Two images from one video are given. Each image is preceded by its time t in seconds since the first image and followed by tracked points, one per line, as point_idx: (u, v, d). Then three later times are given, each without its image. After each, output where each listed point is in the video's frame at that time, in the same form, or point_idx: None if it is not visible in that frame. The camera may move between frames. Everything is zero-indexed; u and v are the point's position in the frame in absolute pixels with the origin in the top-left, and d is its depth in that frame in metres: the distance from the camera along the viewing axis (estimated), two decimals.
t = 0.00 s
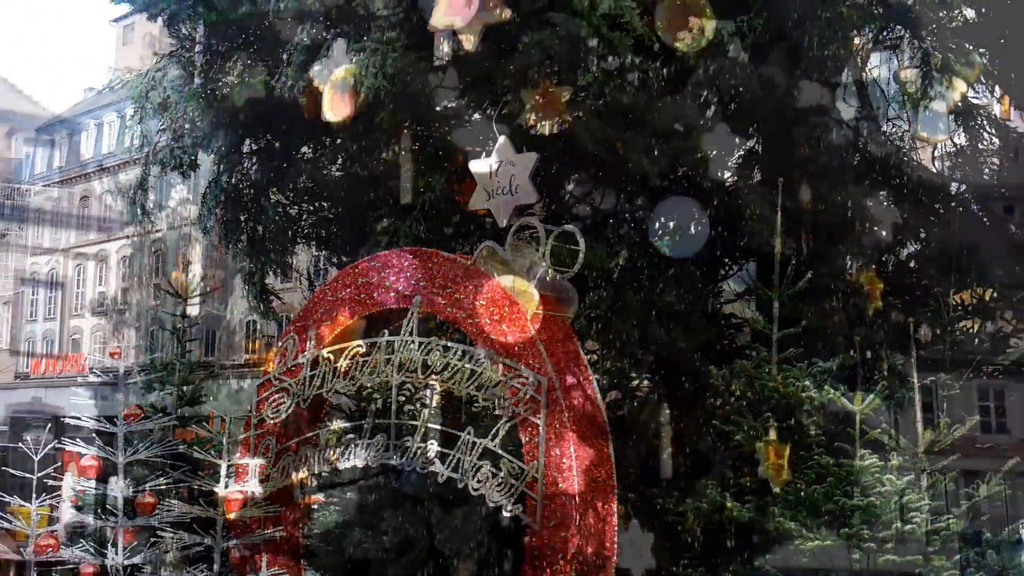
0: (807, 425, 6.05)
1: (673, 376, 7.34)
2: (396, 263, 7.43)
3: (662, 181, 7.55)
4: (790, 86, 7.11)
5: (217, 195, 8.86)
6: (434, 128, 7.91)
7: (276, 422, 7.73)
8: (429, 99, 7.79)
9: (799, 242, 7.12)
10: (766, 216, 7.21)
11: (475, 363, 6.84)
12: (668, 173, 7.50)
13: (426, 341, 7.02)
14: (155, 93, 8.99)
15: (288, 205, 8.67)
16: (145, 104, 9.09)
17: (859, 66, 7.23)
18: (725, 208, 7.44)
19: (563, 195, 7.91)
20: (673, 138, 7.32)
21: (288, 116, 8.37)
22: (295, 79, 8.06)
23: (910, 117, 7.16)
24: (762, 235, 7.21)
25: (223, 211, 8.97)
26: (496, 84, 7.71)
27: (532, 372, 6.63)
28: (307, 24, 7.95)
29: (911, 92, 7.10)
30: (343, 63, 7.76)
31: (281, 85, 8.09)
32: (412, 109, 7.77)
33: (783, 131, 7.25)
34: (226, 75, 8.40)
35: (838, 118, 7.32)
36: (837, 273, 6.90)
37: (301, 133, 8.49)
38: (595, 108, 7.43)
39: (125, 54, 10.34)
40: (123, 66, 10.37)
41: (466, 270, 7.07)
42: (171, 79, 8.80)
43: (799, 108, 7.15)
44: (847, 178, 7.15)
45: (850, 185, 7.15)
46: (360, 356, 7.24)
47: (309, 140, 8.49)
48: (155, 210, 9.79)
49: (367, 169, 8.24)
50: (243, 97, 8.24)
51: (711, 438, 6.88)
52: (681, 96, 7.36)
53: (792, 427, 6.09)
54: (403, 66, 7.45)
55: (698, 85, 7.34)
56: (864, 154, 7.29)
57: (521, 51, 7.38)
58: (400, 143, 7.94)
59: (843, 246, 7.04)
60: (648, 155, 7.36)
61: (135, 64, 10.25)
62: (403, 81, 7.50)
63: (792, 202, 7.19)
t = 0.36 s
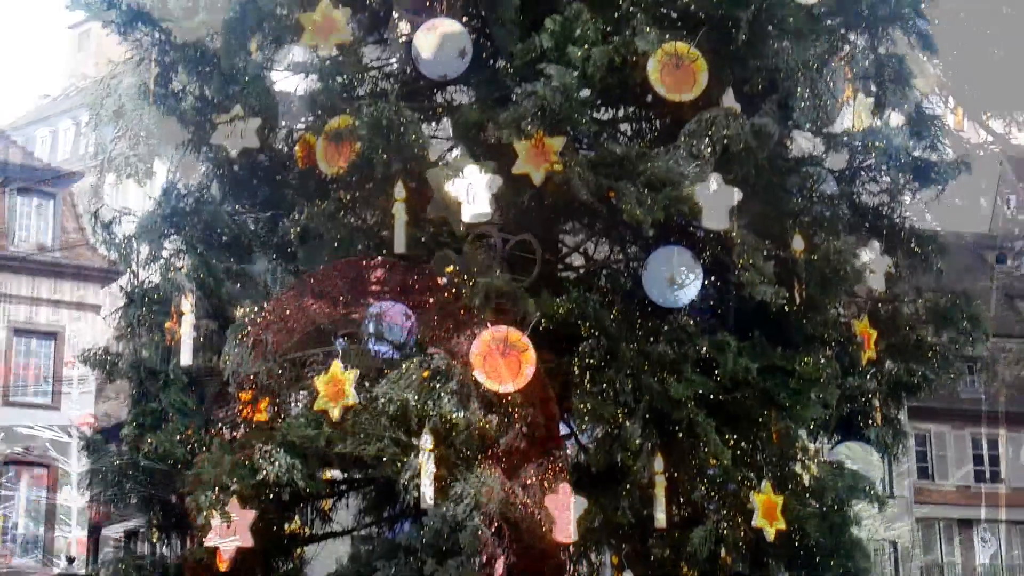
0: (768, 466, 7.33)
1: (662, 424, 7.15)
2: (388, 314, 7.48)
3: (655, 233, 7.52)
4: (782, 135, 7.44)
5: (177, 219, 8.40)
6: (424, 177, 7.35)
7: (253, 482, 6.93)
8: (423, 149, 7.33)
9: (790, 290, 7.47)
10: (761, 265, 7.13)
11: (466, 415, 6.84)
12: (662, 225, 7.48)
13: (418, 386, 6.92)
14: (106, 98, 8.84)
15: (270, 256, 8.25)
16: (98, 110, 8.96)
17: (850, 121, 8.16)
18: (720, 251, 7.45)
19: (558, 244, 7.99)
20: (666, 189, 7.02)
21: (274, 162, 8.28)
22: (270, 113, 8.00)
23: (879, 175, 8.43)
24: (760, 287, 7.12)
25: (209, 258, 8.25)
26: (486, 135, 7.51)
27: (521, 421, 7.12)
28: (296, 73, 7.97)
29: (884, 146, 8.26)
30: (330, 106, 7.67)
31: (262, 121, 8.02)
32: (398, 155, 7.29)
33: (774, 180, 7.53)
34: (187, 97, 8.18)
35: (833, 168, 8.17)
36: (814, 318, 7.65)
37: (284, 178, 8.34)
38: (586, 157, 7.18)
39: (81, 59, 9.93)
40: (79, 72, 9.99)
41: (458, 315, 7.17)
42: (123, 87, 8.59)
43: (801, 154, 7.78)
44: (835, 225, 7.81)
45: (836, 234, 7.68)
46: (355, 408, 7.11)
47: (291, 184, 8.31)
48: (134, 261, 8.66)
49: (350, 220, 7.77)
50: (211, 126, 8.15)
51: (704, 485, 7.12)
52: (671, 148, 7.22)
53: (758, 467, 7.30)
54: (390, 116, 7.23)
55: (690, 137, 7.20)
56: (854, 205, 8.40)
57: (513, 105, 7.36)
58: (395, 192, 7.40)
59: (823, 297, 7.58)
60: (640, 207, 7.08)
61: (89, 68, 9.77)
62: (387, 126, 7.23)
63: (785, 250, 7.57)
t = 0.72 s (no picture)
0: (760, 514, 7.41)
1: (654, 470, 7.13)
2: (380, 362, 7.50)
3: (647, 280, 7.59)
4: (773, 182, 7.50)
5: (169, 265, 7.97)
6: (416, 224, 7.23)
7: (244, 529, 6.81)
8: (415, 198, 7.15)
9: (782, 337, 7.62)
10: (753, 311, 7.19)
11: (457, 462, 6.99)
12: (653, 272, 7.55)
13: (411, 433, 7.05)
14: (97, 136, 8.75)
15: (262, 303, 8.29)
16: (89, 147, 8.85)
17: (842, 166, 8.38)
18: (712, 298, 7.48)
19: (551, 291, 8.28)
20: (658, 235, 7.10)
21: (266, 208, 8.35)
22: (261, 161, 8.01)
23: (869, 223, 8.39)
24: (753, 334, 7.18)
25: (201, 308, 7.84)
26: (479, 182, 7.61)
27: (513, 467, 7.21)
28: (291, 120, 8.30)
29: (874, 194, 8.18)
30: (325, 154, 8.15)
31: (253, 168, 8.01)
32: (390, 203, 7.16)
33: (767, 225, 7.55)
34: (178, 143, 8.26)
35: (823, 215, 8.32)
36: (805, 363, 7.66)
37: (275, 226, 8.39)
38: (579, 206, 7.26)
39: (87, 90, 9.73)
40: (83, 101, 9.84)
41: (451, 362, 7.51)
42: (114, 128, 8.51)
43: (793, 201, 8.02)
44: (831, 272, 7.63)
45: (831, 283, 7.62)
46: (347, 455, 7.13)
47: (283, 231, 8.30)
48: (125, 308, 8.04)
49: (340, 267, 7.52)
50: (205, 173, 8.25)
51: (698, 533, 7.13)
52: (662, 195, 7.23)
53: (751, 514, 7.39)
54: (383, 163, 7.05)
55: (681, 184, 7.21)
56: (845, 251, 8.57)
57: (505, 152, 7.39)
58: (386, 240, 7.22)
59: (814, 344, 7.60)
60: (632, 254, 7.08)
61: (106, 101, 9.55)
62: (378, 173, 7.06)
63: (778, 297, 7.61)
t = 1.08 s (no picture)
0: (755, 558, 7.48)
1: (648, 514, 7.15)
2: (374, 406, 7.59)
3: (640, 324, 7.62)
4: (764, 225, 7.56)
5: (162, 309, 7.98)
6: (408, 269, 7.23)
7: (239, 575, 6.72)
8: (408, 243, 7.14)
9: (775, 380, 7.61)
10: (746, 354, 7.19)
11: (451, 507, 6.86)
12: (646, 316, 7.59)
13: (405, 478, 7.00)
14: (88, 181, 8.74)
15: (255, 348, 8.23)
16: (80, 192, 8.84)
17: (833, 212, 8.37)
18: (705, 342, 7.46)
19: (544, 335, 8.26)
20: (651, 279, 7.13)
21: (259, 253, 8.37)
22: (254, 206, 8.03)
23: (862, 265, 8.54)
24: (746, 378, 7.15)
25: (195, 351, 7.80)
26: (472, 227, 7.60)
27: (506, 512, 7.14)
28: (284, 164, 8.34)
29: (867, 237, 8.37)
30: (317, 199, 8.17)
31: (246, 213, 8.02)
32: (384, 248, 7.15)
33: (759, 269, 7.61)
34: (172, 189, 8.22)
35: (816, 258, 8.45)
36: (799, 408, 7.53)
37: (268, 271, 8.43)
38: (571, 250, 7.25)
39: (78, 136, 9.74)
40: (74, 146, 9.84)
41: (443, 407, 7.47)
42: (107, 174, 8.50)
43: (785, 244, 8.09)
44: (824, 315, 7.68)
45: (823, 325, 7.65)
46: (340, 501, 7.06)
47: (275, 276, 8.35)
48: (117, 353, 7.98)
49: (334, 311, 7.54)
50: (198, 218, 8.24)
51: None
52: (655, 239, 7.29)
53: (745, 558, 7.45)
54: (375, 209, 7.07)
55: (674, 228, 7.26)
56: (837, 295, 8.62)
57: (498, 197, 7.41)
58: (379, 285, 7.23)
59: (808, 387, 7.56)
60: (624, 297, 7.10)
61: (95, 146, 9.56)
62: (371, 220, 7.08)
63: (771, 340, 7.62)
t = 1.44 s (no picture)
0: None
1: (646, 552, 7.09)
2: (371, 444, 7.49)
3: (637, 360, 7.62)
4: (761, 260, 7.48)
5: (159, 348, 7.80)
6: (405, 305, 7.19)
7: None
8: (405, 280, 7.11)
9: (772, 415, 7.63)
10: (743, 390, 7.12)
11: (448, 544, 6.77)
12: (644, 352, 7.58)
13: (402, 516, 6.90)
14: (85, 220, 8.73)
15: (251, 386, 8.17)
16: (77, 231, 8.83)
17: (830, 246, 8.33)
18: (702, 377, 7.46)
19: (542, 372, 8.25)
20: (647, 315, 7.11)
21: (256, 290, 8.36)
22: (250, 244, 8.03)
23: (859, 300, 8.56)
24: (743, 414, 7.11)
25: (191, 390, 7.71)
26: (468, 264, 7.58)
27: (504, 550, 7.05)
28: (280, 203, 8.36)
29: (863, 271, 8.36)
30: (314, 237, 8.22)
31: (242, 251, 8.02)
32: (380, 285, 7.12)
33: (756, 304, 7.45)
34: (168, 228, 8.19)
35: (812, 292, 8.46)
36: (797, 443, 7.50)
37: (265, 309, 8.38)
38: (568, 286, 7.23)
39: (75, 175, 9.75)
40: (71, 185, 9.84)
41: (440, 444, 7.39)
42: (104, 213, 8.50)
43: (780, 280, 8.10)
44: (820, 351, 7.65)
45: (821, 361, 7.63)
46: (338, 539, 7.03)
47: (272, 314, 8.30)
48: (114, 393, 7.86)
49: (330, 349, 7.43)
50: (194, 257, 8.20)
51: None
52: (652, 275, 7.23)
53: None
54: (371, 246, 7.02)
55: (670, 264, 7.20)
56: (834, 330, 8.64)
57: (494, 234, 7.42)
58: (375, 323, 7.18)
59: (806, 423, 7.55)
60: (621, 332, 7.10)
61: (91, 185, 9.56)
62: (367, 258, 7.04)
63: (769, 376, 7.57)
